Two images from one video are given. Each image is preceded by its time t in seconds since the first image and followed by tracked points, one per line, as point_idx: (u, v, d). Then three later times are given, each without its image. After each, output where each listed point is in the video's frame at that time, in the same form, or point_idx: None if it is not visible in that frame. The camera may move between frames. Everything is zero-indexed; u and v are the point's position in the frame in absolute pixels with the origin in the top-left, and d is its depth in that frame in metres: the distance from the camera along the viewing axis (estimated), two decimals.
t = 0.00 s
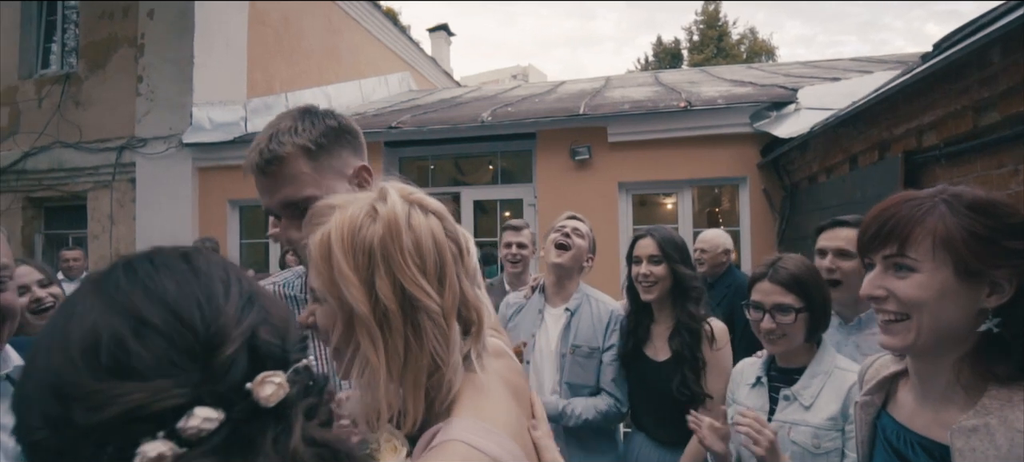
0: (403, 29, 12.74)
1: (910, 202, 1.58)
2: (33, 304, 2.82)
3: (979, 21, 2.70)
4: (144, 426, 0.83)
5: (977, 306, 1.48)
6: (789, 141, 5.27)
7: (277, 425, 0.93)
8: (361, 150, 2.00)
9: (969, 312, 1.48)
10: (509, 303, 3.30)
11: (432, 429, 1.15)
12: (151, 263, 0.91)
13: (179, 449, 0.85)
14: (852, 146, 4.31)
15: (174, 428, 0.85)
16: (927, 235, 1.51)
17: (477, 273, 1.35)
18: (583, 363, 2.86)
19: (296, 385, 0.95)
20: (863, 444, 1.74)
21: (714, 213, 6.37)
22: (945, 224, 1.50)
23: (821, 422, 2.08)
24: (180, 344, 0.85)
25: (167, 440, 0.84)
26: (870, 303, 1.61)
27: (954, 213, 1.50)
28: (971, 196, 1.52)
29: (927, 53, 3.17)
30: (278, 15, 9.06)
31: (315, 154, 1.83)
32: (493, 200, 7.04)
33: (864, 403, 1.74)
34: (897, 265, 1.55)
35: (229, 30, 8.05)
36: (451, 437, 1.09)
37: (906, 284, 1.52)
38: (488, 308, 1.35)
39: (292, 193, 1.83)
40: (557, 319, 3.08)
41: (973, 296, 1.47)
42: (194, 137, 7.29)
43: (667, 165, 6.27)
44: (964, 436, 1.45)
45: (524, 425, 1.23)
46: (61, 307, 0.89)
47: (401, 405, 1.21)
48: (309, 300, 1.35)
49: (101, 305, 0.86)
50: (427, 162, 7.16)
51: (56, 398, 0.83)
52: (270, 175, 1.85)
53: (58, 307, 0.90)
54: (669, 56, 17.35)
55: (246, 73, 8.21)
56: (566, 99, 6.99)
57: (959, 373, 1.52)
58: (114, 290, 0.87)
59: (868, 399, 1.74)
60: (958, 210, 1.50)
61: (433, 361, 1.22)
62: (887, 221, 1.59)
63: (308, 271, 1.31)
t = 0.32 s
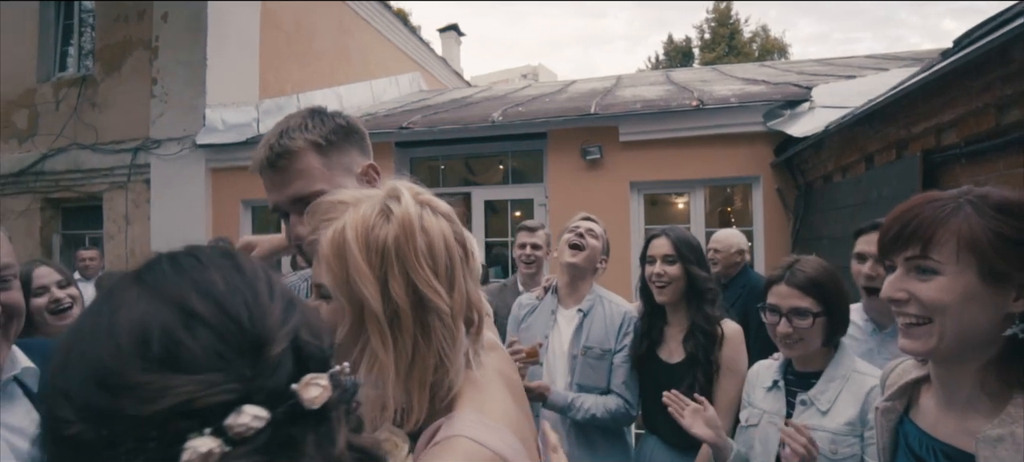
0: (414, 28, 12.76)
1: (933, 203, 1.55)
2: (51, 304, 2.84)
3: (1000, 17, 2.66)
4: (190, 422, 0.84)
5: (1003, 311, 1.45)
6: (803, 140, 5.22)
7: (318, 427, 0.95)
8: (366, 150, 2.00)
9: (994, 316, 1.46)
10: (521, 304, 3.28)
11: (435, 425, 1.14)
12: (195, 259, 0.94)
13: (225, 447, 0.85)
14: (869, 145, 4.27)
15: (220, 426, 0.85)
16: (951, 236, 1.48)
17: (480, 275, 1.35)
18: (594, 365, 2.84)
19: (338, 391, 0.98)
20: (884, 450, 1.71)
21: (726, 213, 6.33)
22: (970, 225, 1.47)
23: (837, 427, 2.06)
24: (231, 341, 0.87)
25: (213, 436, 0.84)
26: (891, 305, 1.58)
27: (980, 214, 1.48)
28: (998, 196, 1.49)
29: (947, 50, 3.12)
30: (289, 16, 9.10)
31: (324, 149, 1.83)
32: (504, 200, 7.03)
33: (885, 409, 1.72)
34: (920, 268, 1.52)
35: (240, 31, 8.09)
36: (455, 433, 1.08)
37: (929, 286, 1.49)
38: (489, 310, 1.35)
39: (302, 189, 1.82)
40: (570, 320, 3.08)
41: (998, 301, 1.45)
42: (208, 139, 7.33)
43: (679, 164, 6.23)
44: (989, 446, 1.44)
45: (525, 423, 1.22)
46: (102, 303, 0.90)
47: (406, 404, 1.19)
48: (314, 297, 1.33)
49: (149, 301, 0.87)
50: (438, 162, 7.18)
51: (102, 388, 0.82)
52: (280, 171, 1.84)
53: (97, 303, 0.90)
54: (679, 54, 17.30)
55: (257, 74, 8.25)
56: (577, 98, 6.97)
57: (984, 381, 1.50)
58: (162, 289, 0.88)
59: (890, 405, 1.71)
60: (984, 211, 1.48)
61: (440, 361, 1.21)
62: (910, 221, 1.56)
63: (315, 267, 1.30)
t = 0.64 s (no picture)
0: (425, 29, 12.79)
1: (956, 203, 1.53)
2: (68, 305, 2.86)
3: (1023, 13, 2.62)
4: (238, 411, 0.85)
5: None
6: (818, 138, 5.18)
7: (357, 419, 0.98)
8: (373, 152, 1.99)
9: (1018, 320, 1.44)
10: (533, 304, 3.26)
11: (443, 424, 1.13)
12: (234, 251, 0.96)
13: (276, 436, 0.87)
14: (886, 143, 4.23)
15: (270, 415, 0.87)
16: (976, 237, 1.46)
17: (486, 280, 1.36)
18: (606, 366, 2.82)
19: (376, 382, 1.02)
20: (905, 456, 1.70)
21: (739, 213, 6.28)
22: (996, 226, 1.45)
23: (855, 430, 2.05)
24: (278, 331, 0.89)
25: (264, 425, 0.86)
26: (911, 307, 1.55)
27: (1005, 215, 1.45)
28: None
29: (968, 46, 3.08)
30: (301, 18, 9.15)
31: (332, 147, 1.83)
32: (515, 200, 7.03)
33: (906, 414, 1.70)
34: (942, 269, 1.50)
35: (253, 33, 8.16)
36: (464, 431, 1.08)
37: (951, 288, 1.47)
38: (494, 314, 1.36)
39: (310, 186, 1.82)
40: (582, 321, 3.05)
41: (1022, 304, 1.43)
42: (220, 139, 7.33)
43: (691, 163, 6.20)
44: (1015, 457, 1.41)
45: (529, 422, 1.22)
46: (136, 290, 0.89)
47: (417, 405, 1.18)
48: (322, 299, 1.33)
49: (194, 288, 0.87)
50: (449, 162, 7.19)
51: (144, 373, 0.82)
52: (288, 168, 1.84)
53: (127, 293, 0.90)
54: (691, 53, 17.21)
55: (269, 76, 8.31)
56: (588, 98, 6.95)
57: (1008, 387, 1.49)
58: (203, 278, 0.89)
59: (911, 410, 1.70)
60: (1010, 212, 1.46)
61: (448, 362, 1.20)
62: (932, 221, 1.54)
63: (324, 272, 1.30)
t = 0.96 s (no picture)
0: (437, 29, 12.83)
1: (984, 201, 1.50)
2: (82, 308, 2.90)
3: None
4: (304, 425, 0.78)
5: None
6: (834, 137, 5.13)
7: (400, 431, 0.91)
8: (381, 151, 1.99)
9: None
10: (547, 304, 3.25)
11: (448, 421, 1.11)
12: (272, 259, 0.90)
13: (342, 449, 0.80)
14: (905, 141, 4.18)
15: (333, 427, 0.81)
16: (1006, 236, 1.43)
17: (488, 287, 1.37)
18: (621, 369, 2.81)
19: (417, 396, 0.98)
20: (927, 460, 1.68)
21: (753, 212, 6.24)
22: None
23: (875, 434, 2.05)
24: (334, 340, 0.84)
25: (326, 437, 0.80)
26: (936, 308, 1.54)
27: None
28: None
29: (992, 42, 3.03)
30: (314, 19, 9.19)
31: (348, 145, 1.83)
32: (527, 200, 7.02)
33: (929, 417, 1.68)
34: (969, 269, 1.48)
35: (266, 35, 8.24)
36: (471, 427, 1.06)
37: (979, 288, 1.45)
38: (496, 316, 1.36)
39: (326, 182, 1.80)
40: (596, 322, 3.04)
41: None
42: (235, 140, 7.53)
43: (705, 162, 6.17)
44: None
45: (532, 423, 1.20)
46: (182, 297, 0.82)
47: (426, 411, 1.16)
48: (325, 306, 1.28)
49: (248, 296, 0.82)
50: (461, 162, 7.20)
51: (202, 383, 0.75)
52: (303, 163, 1.82)
53: (170, 303, 0.81)
54: (704, 51, 17.13)
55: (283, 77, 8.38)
56: (600, 97, 6.93)
57: None
58: (249, 283, 0.84)
59: (934, 414, 1.67)
60: None
61: (459, 364, 1.20)
62: (959, 220, 1.51)
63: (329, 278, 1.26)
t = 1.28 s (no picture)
0: (449, 30, 12.87)
1: (1012, 199, 1.47)
2: (96, 308, 2.91)
3: None
4: None
5: None
6: (851, 134, 5.07)
7: None
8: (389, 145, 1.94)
9: None
10: (560, 304, 3.23)
11: (457, 417, 1.10)
12: (304, 283, 0.80)
13: None
14: (925, 138, 4.12)
15: None
16: None
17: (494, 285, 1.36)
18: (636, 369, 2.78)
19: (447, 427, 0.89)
20: None
21: (767, 211, 6.19)
22: None
23: (900, 436, 2.03)
24: (378, 373, 0.75)
25: None
26: (961, 307, 1.52)
27: None
28: None
29: (1014, 37, 2.98)
30: (327, 19, 9.24)
31: (375, 140, 1.79)
32: (540, 199, 7.01)
33: (954, 422, 1.65)
34: (996, 268, 1.46)
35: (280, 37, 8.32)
36: (480, 423, 1.05)
37: (1006, 288, 1.43)
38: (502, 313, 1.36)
39: (356, 173, 1.73)
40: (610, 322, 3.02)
41: None
42: (249, 141, 7.60)
43: (718, 161, 6.14)
44: None
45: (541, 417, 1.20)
46: (219, 322, 0.72)
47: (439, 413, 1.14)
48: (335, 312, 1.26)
49: (291, 324, 0.72)
50: (473, 162, 7.21)
51: (247, 423, 0.66)
52: (333, 153, 1.74)
53: (207, 329, 0.71)
54: (717, 49, 17.04)
55: (296, 78, 8.45)
56: (613, 96, 6.91)
57: None
58: (293, 315, 0.74)
59: (959, 418, 1.64)
60: None
61: (471, 361, 1.19)
62: (986, 218, 1.48)
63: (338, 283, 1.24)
